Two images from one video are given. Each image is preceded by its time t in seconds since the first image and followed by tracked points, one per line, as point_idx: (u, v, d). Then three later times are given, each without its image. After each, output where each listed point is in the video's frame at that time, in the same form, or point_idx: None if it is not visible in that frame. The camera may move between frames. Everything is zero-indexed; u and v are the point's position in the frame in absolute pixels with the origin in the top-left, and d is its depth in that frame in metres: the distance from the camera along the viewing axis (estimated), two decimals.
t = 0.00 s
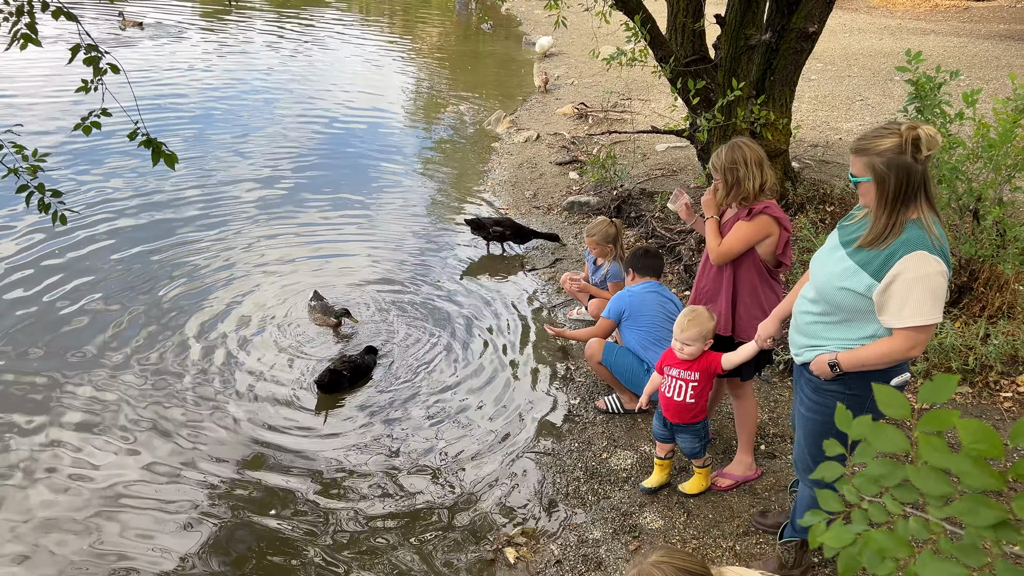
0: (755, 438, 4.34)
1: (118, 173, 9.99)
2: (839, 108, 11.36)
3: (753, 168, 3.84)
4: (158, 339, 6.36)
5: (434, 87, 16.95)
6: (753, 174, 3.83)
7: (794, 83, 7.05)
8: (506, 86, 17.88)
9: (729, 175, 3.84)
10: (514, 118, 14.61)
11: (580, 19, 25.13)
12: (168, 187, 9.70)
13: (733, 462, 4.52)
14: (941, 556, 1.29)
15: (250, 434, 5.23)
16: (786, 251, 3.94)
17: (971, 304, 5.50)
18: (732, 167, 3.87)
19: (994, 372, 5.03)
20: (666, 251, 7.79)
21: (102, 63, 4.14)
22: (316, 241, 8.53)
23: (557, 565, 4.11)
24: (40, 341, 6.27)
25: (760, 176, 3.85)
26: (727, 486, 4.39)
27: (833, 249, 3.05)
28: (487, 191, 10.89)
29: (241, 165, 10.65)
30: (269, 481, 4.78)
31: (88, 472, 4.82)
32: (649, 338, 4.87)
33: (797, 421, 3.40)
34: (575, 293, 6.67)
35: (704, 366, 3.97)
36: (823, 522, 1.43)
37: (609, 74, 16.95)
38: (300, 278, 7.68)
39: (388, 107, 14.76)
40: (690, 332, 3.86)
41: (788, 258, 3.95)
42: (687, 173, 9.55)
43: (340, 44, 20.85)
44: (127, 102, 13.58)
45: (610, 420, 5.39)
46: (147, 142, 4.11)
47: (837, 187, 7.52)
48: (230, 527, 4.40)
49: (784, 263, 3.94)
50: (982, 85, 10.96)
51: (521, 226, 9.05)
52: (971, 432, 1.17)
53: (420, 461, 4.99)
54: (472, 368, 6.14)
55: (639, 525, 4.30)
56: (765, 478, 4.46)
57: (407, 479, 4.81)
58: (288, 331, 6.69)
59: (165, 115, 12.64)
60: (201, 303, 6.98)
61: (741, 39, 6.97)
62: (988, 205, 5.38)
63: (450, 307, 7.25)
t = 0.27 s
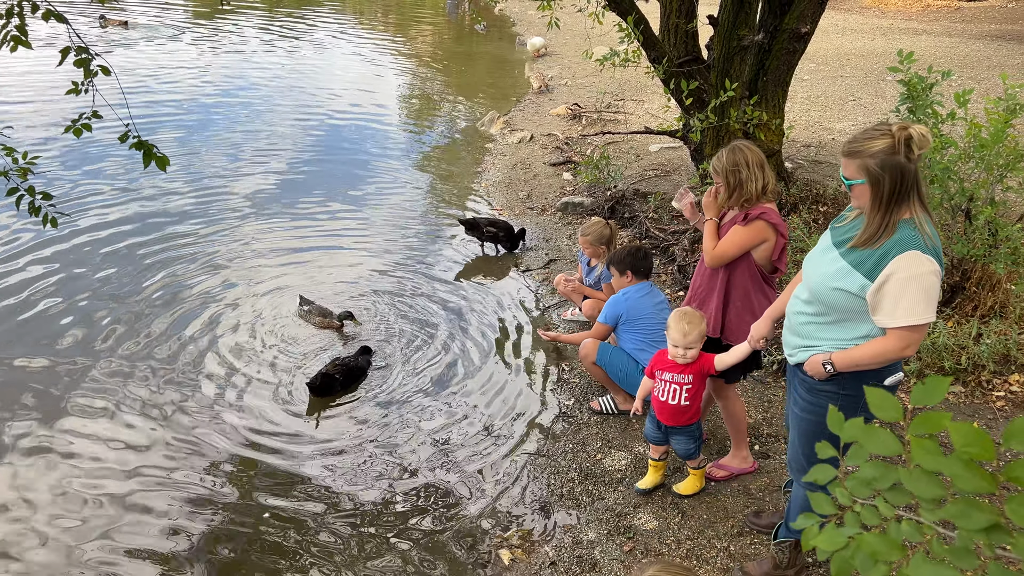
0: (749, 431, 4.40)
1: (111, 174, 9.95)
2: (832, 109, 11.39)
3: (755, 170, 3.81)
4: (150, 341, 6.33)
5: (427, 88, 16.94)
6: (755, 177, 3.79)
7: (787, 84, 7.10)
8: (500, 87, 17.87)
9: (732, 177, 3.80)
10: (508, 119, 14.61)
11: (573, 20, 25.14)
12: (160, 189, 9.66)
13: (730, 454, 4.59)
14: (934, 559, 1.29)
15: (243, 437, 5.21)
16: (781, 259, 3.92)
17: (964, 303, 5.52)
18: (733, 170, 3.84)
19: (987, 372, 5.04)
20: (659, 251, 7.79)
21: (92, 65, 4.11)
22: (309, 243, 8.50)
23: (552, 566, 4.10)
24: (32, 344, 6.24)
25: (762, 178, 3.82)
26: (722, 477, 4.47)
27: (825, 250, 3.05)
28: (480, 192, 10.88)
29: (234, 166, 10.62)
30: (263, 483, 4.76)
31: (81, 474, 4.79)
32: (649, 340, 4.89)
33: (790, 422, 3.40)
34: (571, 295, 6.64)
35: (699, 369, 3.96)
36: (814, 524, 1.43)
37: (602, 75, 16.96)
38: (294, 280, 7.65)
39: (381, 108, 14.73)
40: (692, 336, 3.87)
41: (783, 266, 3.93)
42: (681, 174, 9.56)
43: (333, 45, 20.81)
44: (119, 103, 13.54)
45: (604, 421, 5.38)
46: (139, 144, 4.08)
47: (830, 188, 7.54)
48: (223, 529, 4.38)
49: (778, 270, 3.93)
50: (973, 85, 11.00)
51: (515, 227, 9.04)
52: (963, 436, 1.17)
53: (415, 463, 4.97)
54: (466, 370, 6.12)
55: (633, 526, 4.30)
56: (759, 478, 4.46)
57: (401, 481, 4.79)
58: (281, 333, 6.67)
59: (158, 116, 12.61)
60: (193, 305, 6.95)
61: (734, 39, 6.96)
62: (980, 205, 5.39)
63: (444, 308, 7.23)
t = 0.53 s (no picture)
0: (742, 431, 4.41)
1: (101, 179, 9.92)
2: (822, 108, 11.43)
3: (762, 176, 3.89)
4: (141, 347, 6.30)
5: (418, 90, 16.94)
6: (761, 183, 3.88)
7: (777, 84, 7.04)
8: (491, 89, 17.88)
9: (737, 183, 3.90)
10: (499, 121, 14.61)
11: (563, 21, 25.18)
12: (150, 193, 9.62)
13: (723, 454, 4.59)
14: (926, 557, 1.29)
15: (235, 441, 5.19)
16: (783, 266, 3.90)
17: (954, 302, 5.54)
18: (740, 176, 3.94)
19: (978, 369, 5.06)
20: (651, 252, 7.80)
21: (81, 69, 4.09)
22: (301, 246, 8.48)
23: (547, 568, 4.10)
24: (22, 350, 6.20)
25: (768, 185, 3.89)
26: (716, 477, 4.47)
27: (817, 249, 3.05)
28: (472, 194, 10.88)
29: (225, 170, 10.59)
30: (256, 487, 4.74)
31: (72, 481, 4.77)
32: (640, 345, 4.95)
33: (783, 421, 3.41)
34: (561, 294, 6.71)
35: (695, 369, 3.98)
36: (808, 524, 1.43)
37: (593, 76, 16.99)
38: (285, 284, 7.63)
39: (372, 110, 14.72)
40: (680, 340, 3.84)
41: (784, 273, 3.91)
42: (672, 175, 9.58)
43: (324, 48, 20.78)
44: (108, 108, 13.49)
45: (598, 422, 5.39)
46: (128, 149, 4.07)
47: (820, 187, 7.56)
48: (216, 534, 4.36)
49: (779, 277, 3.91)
50: (961, 84, 11.06)
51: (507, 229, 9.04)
52: (954, 434, 1.17)
53: (408, 465, 4.97)
54: (459, 372, 6.12)
55: (627, 527, 4.30)
56: (752, 477, 4.47)
57: (395, 484, 4.78)
58: (273, 337, 6.65)
59: (148, 120, 12.57)
60: (185, 310, 6.92)
61: (723, 40, 7.01)
62: (969, 204, 5.42)
63: (436, 311, 7.22)
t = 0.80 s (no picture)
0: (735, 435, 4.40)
1: (88, 186, 9.86)
2: (809, 110, 11.49)
3: (757, 185, 3.90)
4: (129, 354, 6.26)
5: (407, 94, 16.92)
6: (756, 192, 3.88)
7: (764, 86, 7.07)
8: (479, 93, 17.88)
9: (733, 193, 3.91)
10: (488, 124, 14.61)
11: (551, 25, 25.23)
12: (138, 200, 9.57)
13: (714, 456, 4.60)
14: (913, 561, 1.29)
15: (225, 448, 5.16)
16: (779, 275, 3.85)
17: (942, 301, 5.57)
18: (737, 185, 3.95)
19: (966, 369, 5.09)
20: (640, 254, 7.81)
21: (66, 77, 4.07)
22: (290, 251, 8.46)
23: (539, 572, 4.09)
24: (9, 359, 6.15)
25: (764, 194, 3.89)
26: (707, 479, 4.48)
27: (805, 252, 3.06)
28: (461, 198, 10.87)
29: (213, 176, 10.55)
30: (245, 495, 4.71)
31: (60, 491, 4.73)
32: (631, 350, 4.97)
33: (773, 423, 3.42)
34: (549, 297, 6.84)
35: (688, 371, 3.99)
36: (796, 529, 1.43)
37: (582, 79, 17.02)
38: (275, 290, 7.60)
39: (361, 115, 14.69)
40: (667, 343, 3.84)
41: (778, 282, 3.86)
42: (661, 177, 9.61)
43: (312, 53, 20.75)
44: (95, 114, 13.43)
45: (589, 425, 5.39)
46: (114, 156, 4.05)
47: (808, 188, 7.60)
48: (206, 543, 4.33)
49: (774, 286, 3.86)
50: (947, 85, 11.14)
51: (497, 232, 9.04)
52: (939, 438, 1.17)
53: (399, 471, 4.95)
54: (450, 377, 6.10)
55: (619, 530, 4.30)
56: (744, 479, 4.48)
57: (386, 489, 4.77)
58: (263, 343, 6.62)
59: (135, 127, 12.51)
60: (174, 317, 6.89)
61: (711, 43, 7.07)
62: (955, 204, 5.45)
63: (427, 315, 7.21)
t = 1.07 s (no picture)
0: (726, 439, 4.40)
1: (73, 193, 9.80)
2: (795, 111, 11.54)
3: (745, 185, 3.93)
4: (115, 362, 6.21)
5: (394, 98, 16.90)
6: (744, 191, 3.91)
7: (750, 89, 7.13)
8: (467, 96, 17.88)
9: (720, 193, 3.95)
10: (476, 128, 14.61)
11: (538, 28, 25.27)
12: (123, 207, 9.51)
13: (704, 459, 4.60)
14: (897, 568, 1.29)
15: (213, 456, 5.12)
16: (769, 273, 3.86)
17: (928, 302, 5.60)
18: (724, 186, 4.00)
19: (952, 368, 5.12)
20: (628, 257, 7.82)
21: (48, 84, 4.03)
22: (277, 257, 8.42)
23: None
24: None
25: (752, 193, 3.93)
26: (697, 481, 4.49)
27: (791, 255, 3.07)
28: (450, 202, 10.86)
29: (200, 181, 10.49)
30: (234, 502, 4.67)
31: (45, 501, 4.68)
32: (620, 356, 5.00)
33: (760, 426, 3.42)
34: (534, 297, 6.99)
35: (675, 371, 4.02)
36: (781, 536, 1.43)
37: (569, 82, 17.05)
38: (262, 295, 7.56)
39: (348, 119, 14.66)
40: (653, 345, 3.85)
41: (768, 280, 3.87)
42: (648, 179, 9.63)
43: (299, 57, 20.69)
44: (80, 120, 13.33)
45: (579, 429, 5.39)
46: (98, 164, 4.01)
47: (795, 190, 7.63)
48: (193, 551, 4.29)
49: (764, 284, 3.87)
50: (931, 86, 11.22)
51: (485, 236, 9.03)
52: (921, 447, 1.18)
53: (389, 476, 4.93)
54: (439, 382, 6.09)
55: (609, 533, 4.29)
56: (733, 481, 4.49)
57: (376, 495, 4.75)
58: (250, 349, 6.58)
59: (121, 132, 12.44)
60: (160, 324, 6.84)
61: (697, 46, 7.01)
62: (940, 205, 5.49)
63: (416, 320, 7.19)
